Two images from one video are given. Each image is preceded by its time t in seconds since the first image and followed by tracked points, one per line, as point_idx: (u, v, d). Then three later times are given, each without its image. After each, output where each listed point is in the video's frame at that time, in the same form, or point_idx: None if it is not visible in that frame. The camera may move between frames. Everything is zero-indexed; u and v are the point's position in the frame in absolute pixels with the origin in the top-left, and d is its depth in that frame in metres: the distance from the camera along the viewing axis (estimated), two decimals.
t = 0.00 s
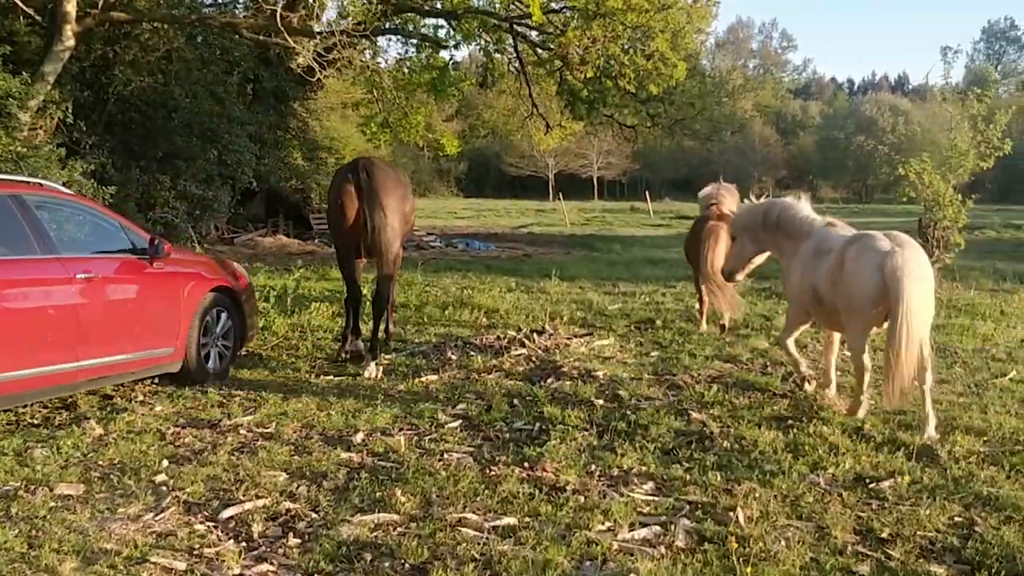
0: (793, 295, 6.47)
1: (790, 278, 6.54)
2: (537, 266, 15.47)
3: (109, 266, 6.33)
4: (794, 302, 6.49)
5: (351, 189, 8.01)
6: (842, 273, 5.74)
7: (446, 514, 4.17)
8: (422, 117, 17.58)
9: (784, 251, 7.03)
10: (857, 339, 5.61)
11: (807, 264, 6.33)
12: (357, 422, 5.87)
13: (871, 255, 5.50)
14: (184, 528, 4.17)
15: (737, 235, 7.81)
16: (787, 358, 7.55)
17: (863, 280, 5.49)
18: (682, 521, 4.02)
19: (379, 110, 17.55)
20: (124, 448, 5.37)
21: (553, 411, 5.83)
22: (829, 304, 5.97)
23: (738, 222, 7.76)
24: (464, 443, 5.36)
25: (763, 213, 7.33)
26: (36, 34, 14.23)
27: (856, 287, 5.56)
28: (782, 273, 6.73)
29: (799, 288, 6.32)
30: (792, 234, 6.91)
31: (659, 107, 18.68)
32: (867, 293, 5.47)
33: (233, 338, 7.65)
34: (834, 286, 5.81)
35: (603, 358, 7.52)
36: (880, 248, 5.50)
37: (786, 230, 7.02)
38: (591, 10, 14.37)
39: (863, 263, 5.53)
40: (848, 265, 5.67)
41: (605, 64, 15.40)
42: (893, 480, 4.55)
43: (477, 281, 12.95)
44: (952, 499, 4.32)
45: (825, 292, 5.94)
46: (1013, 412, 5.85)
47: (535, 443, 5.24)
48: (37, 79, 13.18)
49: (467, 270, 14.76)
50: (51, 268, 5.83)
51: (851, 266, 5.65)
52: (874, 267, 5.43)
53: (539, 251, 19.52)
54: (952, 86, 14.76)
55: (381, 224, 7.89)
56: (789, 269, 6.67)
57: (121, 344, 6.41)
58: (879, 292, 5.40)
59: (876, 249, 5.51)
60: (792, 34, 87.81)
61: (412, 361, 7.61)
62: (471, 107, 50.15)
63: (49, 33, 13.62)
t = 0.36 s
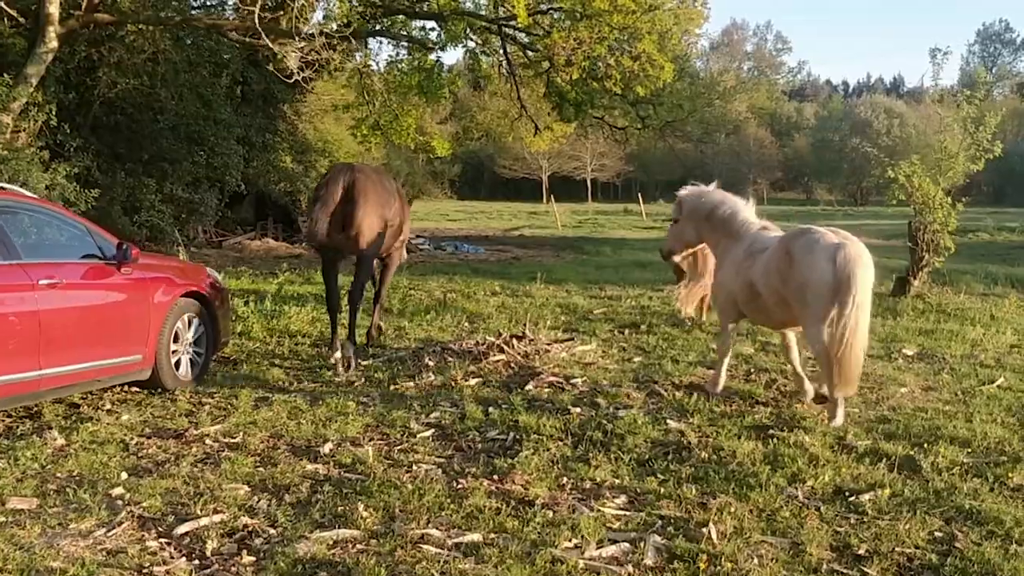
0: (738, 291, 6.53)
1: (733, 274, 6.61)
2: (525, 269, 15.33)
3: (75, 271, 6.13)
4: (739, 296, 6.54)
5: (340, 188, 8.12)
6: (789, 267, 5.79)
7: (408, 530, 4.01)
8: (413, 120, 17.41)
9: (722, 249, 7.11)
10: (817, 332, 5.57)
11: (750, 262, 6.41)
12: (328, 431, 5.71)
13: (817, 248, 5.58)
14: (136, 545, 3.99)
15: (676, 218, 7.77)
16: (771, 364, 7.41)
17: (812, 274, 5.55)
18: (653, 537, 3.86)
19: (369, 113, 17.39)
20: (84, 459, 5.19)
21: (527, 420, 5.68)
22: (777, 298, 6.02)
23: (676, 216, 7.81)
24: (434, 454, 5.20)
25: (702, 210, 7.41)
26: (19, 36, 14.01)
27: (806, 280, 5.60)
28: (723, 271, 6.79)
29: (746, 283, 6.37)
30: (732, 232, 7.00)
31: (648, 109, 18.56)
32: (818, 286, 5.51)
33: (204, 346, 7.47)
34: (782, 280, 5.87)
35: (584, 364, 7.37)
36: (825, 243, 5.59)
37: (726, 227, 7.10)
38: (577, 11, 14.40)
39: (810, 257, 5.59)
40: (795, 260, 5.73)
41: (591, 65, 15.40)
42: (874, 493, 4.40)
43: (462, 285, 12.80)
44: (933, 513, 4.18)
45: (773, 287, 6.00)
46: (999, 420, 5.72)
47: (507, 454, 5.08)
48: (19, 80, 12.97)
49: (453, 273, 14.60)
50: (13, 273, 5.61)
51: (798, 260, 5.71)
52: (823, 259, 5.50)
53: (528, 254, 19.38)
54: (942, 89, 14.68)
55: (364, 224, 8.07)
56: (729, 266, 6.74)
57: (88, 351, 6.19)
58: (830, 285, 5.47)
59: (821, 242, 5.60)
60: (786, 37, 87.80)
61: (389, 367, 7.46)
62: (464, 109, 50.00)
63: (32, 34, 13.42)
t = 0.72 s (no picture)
0: (688, 296, 6.48)
1: (681, 278, 6.55)
2: (518, 273, 15.20)
3: (51, 274, 5.97)
4: (688, 301, 6.50)
5: (345, 199, 8.34)
6: (743, 274, 5.82)
7: (382, 545, 3.87)
8: (409, 122, 17.30)
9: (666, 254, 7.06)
10: (780, 331, 5.70)
11: (698, 266, 6.37)
12: (308, 440, 5.57)
13: (771, 255, 5.62)
14: (100, 561, 3.84)
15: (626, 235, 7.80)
16: (762, 371, 7.27)
17: (769, 280, 5.60)
18: (633, 554, 3.73)
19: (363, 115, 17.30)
20: (55, 468, 5.04)
21: (511, 429, 5.54)
22: (730, 304, 6.03)
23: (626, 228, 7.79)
24: (414, 464, 5.06)
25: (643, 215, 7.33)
26: (9, 36, 13.85)
27: (763, 287, 5.65)
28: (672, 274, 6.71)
29: (694, 288, 6.33)
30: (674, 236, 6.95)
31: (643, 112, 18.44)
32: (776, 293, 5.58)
33: (183, 351, 7.32)
34: (737, 287, 5.88)
35: (572, 371, 7.25)
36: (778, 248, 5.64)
37: (669, 234, 7.09)
38: (571, 13, 14.25)
39: (765, 264, 5.63)
40: (750, 267, 5.75)
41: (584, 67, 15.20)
42: (865, 507, 4.27)
43: (453, 289, 12.66)
44: (924, 528, 4.06)
45: (726, 293, 6.00)
46: (993, 430, 5.59)
47: (490, 465, 4.94)
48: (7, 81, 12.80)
49: (445, 277, 14.46)
50: None
51: (753, 267, 5.73)
52: (778, 264, 5.56)
53: (522, 257, 19.26)
54: (938, 92, 14.57)
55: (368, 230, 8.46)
56: (677, 270, 6.69)
57: (62, 357, 6.02)
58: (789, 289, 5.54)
59: (776, 247, 5.64)
60: (784, 41, 87.79)
61: (374, 373, 7.33)
62: (462, 111, 49.85)
63: (22, 35, 13.25)
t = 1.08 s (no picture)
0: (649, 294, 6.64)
1: (652, 279, 6.63)
2: (516, 275, 15.06)
3: (35, 277, 5.80)
4: (655, 301, 6.59)
5: (360, 194, 8.50)
6: (706, 273, 6.02)
7: (370, 560, 3.72)
8: (406, 123, 17.34)
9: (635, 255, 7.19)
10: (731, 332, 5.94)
11: (666, 266, 6.52)
12: (297, 447, 5.41)
13: (731, 255, 5.86)
14: None
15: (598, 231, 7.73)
16: (763, 376, 7.13)
17: (729, 278, 5.84)
18: (632, 569, 3.59)
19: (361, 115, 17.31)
20: (35, 477, 4.88)
21: (507, 436, 5.38)
22: (689, 301, 6.22)
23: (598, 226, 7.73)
24: (406, 473, 4.90)
25: (617, 216, 7.39)
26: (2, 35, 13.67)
27: (721, 285, 5.88)
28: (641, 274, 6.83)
29: (662, 289, 6.44)
30: (643, 237, 7.07)
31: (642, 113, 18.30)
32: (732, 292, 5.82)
33: (171, 355, 7.17)
34: (695, 284, 6.10)
35: (569, 375, 7.11)
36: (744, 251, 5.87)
37: (637, 231, 7.16)
38: (569, 13, 14.10)
39: (725, 262, 5.87)
40: (710, 266, 5.99)
41: (583, 66, 15.04)
42: (872, 520, 4.12)
43: (450, 290, 12.51)
44: (933, 541, 3.91)
45: (685, 290, 6.20)
46: (1000, 438, 5.45)
47: (483, 474, 4.79)
48: None
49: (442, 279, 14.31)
50: None
51: (714, 266, 5.97)
52: (740, 266, 5.80)
53: (520, 259, 19.12)
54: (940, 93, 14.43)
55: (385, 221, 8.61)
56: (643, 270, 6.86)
57: (46, 361, 5.86)
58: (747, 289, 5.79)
59: (740, 249, 5.87)
60: (783, 42, 87.79)
61: (367, 377, 7.18)
62: (461, 112, 49.67)
63: (14, 33, 13.07)
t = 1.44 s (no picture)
0: (617, 288, 6.74)
1: (619, 276, 6.74)
2: (512, 279, 14.92)
3: (16, 285, 5.61)
4: (622, 297, 6.70)
5: (374, 207, 8.78)
6: (668, 268, 6.07)
7: None
8: (402, 125, 16.88)
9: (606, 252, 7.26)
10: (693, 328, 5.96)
11: (632, 263, 6.61)
12: (287, 461, 5.24)
13: (693, 249, 5.89)
14: None
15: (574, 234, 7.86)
16: (765, 384, 6.97)
17: (689, 272, 5.87)
18: None
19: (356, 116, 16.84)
20: (13, 493, 4.70)
21: (504, 448, 5.22)
22: (653, 296, 6.29)
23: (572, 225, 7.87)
24: (399, 488, 4.73)
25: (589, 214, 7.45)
26: None
27: (681, 279, 5.91)
28: (608, 270, 6.93)
29: (626, 285, 6.57)
30: (616, 234, 7.10)
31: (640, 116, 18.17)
32: (693, 285, 5.84)
33: (157, 364, 6.97)
34: (659, 278, 6.15)
35: (567, 383, 6.96)
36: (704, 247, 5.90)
37: (608, 231, 7.25)
38: (565, 13, 13.89)
39: (686, 256, 5.91)
40: (673, 260, 6.03)
41: (580, 68, 14.88)
42: (883, 539, 3.96)
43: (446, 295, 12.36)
44: (947, 560, 3.75)
45: (649, 283, 6.26)
46: (1009, 449, 5.30)
47: (479, 490, 4.63)
48: None
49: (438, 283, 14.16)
50: None
51: (676, 260, 6.01)
52: (700, 262, 5.83)
53: (516, 262, 18.97)
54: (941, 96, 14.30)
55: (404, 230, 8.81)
56: (612, 267, 6.93)
57: (28, 372, 5.65)
58: (707, 284, 5.80)
59: (700, 245, 5.90)
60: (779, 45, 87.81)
61: (361, 386, 7.01)
62: (457, 114, 49.56)
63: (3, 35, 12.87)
